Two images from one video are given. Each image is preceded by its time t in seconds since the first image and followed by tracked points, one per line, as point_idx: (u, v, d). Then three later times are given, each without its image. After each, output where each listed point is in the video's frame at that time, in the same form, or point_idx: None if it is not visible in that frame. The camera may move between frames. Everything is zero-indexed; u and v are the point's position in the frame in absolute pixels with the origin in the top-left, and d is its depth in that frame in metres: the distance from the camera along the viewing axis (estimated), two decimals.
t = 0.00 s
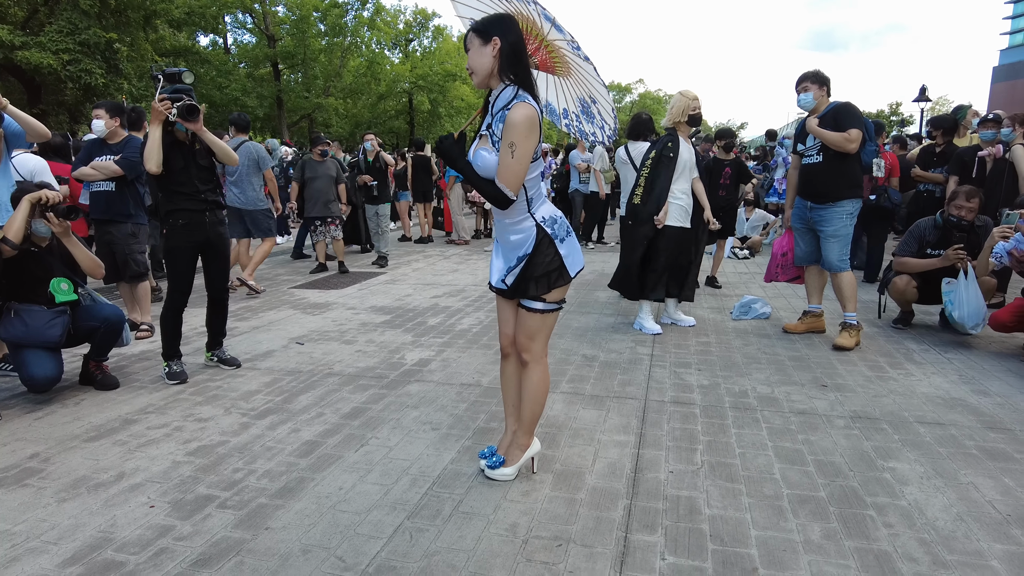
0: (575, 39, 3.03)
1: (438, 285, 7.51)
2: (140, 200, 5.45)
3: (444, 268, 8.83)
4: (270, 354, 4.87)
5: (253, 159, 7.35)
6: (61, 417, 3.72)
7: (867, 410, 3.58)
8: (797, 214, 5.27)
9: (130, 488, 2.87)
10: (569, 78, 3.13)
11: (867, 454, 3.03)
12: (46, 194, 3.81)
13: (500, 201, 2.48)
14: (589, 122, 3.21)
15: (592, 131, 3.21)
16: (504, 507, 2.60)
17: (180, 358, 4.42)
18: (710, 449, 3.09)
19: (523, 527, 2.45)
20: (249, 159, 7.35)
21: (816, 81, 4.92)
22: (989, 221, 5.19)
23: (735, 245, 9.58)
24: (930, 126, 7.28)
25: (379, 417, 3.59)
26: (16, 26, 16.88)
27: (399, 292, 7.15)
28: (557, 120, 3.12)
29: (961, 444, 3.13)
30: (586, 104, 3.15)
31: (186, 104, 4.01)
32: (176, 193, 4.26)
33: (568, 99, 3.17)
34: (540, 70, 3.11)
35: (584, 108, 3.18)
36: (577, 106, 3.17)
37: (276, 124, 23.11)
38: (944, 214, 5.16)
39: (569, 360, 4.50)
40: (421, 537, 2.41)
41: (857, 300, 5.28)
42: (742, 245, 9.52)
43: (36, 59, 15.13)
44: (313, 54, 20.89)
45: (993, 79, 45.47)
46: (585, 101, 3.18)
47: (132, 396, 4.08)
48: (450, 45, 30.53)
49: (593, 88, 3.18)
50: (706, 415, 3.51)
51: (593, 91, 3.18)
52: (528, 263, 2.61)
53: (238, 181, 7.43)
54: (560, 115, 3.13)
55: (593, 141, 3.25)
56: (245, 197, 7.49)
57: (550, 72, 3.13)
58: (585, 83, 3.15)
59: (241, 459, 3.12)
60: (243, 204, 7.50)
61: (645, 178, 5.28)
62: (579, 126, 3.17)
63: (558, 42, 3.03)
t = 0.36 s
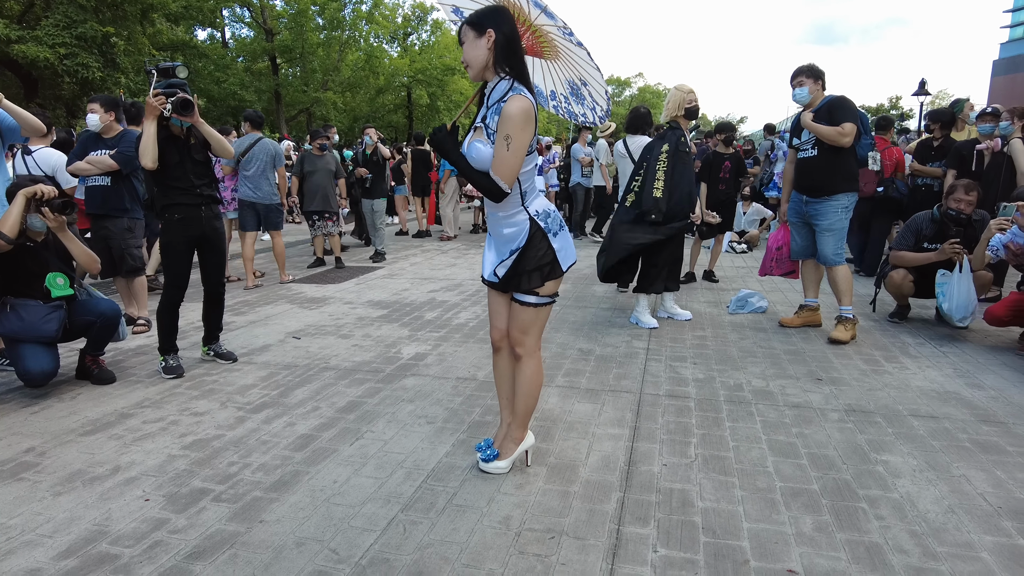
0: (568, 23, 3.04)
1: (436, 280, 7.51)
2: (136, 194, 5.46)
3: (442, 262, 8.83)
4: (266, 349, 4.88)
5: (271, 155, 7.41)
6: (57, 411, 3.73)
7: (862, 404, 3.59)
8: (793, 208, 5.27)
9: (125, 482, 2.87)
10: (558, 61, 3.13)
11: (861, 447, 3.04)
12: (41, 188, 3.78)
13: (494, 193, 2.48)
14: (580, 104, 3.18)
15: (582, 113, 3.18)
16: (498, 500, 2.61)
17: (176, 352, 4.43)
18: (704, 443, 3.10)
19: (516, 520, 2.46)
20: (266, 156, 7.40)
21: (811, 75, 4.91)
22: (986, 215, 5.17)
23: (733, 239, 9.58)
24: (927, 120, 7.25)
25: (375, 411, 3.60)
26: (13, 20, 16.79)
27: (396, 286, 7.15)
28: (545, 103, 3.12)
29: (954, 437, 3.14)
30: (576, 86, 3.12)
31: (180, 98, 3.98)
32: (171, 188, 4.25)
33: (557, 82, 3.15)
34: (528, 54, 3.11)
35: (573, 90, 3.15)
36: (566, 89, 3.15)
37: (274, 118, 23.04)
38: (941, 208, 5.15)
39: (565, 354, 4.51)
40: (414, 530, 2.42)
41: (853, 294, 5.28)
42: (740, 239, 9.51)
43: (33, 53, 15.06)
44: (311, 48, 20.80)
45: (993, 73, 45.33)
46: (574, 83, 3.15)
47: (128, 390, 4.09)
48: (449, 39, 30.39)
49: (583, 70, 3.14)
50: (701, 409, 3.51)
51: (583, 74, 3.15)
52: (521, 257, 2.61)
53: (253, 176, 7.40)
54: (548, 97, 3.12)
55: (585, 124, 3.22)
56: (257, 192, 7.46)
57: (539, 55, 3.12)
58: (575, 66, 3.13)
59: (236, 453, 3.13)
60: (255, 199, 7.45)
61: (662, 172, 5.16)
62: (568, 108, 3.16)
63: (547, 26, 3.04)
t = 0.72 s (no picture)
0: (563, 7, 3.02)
1: (432, 274, 7.51)
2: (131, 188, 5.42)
3: (438, 256, 8.83)
4: (262, 342, 4.88)
5: (288, 148, 7.63)
6: (52, 404, 3.72)
7: (856, 396, 3.61)
8: (788, 201, 5.27)
9: (121, 474, 2.87)
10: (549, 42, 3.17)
11: (855, 439, 3.05)
12: (36, 181, 3.78)
13: (473, 173, 2.41)
14: (570, 83, 3.24)
15: (571, 92, 3.26)
16: (493, 491, 2.61)
17: (172, 345, 4.42)
18: (699, 434, 3.11)
19: (511, 510, 2.47)
20: (282, 149, 7.61)
21: (807, 68, 4.91)
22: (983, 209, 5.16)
23: (729, 233, 9.59)
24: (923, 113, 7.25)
25: (371, 403, 3.60)
26: (5, 13, 16.68)
27: (392, 280, 7.15)
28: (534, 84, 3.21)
29: (947, 429, 3.16)
30: (565, 67, 3.17)
31: (174, 90, 3.95)
32: (166, 180, 4.24)
33: (546, 61, 3.21)
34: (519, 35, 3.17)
35: (563, 71, 3.21)
36: (555, 69, 3.22)
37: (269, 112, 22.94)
38: (937, 202, 5.15)
39: (561, 347, 4.52)
40: (410, 520, 2.42)
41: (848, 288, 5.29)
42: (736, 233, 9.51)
43: (26, 47, 14.96)
44: (306, 42, 20.74)
45: (989, 68, 45.37)
46: (564, 64, 3.20)
47: (124, 384, 4.09)
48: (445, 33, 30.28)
49: (574, 50, 3.18)
50: (696, 401, 3.53)
51: (574, 55, 3.18)
52: (516, 248, 2.61)
53: (269, 166, 7.55)
54: (537, 78, 3.20)
55: (575, 100, 3.31)
56: (273, 182, 7.60)
57: (529, 36, 3.16)
58: (565, 47, 3.16)
59: (232, 445, 3.13)
60: (270, 189, 7.57)
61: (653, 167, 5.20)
62: (557, 88, 3.23)
63: (538, 9, 3.04)
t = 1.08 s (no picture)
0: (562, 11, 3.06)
1: (428, 272, 7.49)
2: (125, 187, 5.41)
3: (434, 255, 8.82)
4: (258, 342, 4.87)
5: (289, 147, 7.63)
6: (47, 405, 3.71)
7: (851, 396, 3.61)
8: (785, 200, 5.26)
9: (115, 476, 2.86)
10: (540, 43, 3.13)
11: (850, 439, 3.06)
12: (31, 181, 3.77)
13: (452, 154, 2.48)
14: (560, 84, 3.15)
15: (562, 93, 3.15)
16: (489, 493, 2.61)
17: (167, 345, 4.41)
18: (695, 435, 3.12)
19: (507, 512, 2.47)
20: (285, 147, 7.63)
21: (803, 66, 4.92)
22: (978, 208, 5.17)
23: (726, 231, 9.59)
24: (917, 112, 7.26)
25: (367, 404, 3.59)
26: None
27: (388, 279, 7.14)
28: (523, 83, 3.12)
29: (942, 429, 3.17)
30: (555, 67, 3.11)
31: (169, 90, 3.94)
32: (160, 180, 4.21)
33: (536, 63, 3.16)
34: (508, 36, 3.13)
35: (553, 71, 3.14)
36: (545, 70, 3.14)
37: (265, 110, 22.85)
38: (932, 201, 5.16)
39: (557, 346, 4.52)
40: (406, 523, 2.42)
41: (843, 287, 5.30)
42: (732, 231, 9.50)
43: (20, 43, 14.87)
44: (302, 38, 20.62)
45: (985, 66, 45.43)
46: (554, 64, 3.14)
47: (119, 384, 4.07)
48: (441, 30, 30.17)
49: (566, 52, 3.13)
50: (692, 401, 3.53)
51: (566, 56, 3.14)
52: (509, 250, 2.60)
53: (270, 163, 7.54)
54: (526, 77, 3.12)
55: (563, 104, 3.19)
56: (274, 179, 7.58)
57: (519, 38, 3.13)
58: (557, 47, 3.12)
59: (228, 446, 3.12)
60: (273, 187, 7.55)
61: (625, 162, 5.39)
62: (546, 89, 3.13)
63: (532, 10, 3.05)
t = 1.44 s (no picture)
0: (561, 4, 2.96)
1: (428, 271, 7.47)
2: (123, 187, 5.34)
3: (433, 254, 8.79)
4: (258, 341, 4.84)
5: (285, 144, 7.56)
6: (46, 405, 3.68)
7: (854, 395, 3.60)
8: (787, 198, 5.25)
9: (116, 477, 2.84)
10: (533, 34, 3.08)
11: (854, 438, 3.05)
12: (29, 178, 3.73)
13: (453, 150, 2.49)
14: (552, 75, 3.13)
15: (554, 83, 3.15)
16: (493, 493, 2.60)
17: (166, 345, 4.38)
18: (698, 434, 3.11)
19: (511, 513, 2.45)
20: (281, 145, 7.57)
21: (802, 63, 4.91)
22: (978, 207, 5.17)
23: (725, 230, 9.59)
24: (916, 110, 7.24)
25: (368, 403, 3.58)
26: None
27: (388, 278, 7.11)
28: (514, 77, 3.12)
29: (946, 428, 3.16)
30: (547, 59, 3.08)
31: (169, 87, 3.91)
32: (159, 179, 4.19)
33: (530, 53, 3.13)
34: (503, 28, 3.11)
35: (546, 62, 3.11)
36: (538, 60, 3.12)
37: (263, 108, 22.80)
38: (933, 200, 5.15)
39: (558, 345, 4.50)
40: (410, 523, 2.41)
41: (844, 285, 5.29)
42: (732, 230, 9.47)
43: (17, 41, 14.81)
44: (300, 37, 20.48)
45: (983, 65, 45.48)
46: (547, 55, 3.11)
47: (119, 384, 4.05)
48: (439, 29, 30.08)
49: (560, 42, 3.09)
50: (694, 400, 3.52)
51: (560, 46, 3.09)
52: (511, 248, 2.58)
53: (268, 163, 7.56)
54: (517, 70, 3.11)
55: (557, 92, 3.20)
56: (274, 178, 7.58)
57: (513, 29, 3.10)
58: (551, 38, 3.08)
59: (229, 447, 3.10)
60: (275, 185, 7.55)
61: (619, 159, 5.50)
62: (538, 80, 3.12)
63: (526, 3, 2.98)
